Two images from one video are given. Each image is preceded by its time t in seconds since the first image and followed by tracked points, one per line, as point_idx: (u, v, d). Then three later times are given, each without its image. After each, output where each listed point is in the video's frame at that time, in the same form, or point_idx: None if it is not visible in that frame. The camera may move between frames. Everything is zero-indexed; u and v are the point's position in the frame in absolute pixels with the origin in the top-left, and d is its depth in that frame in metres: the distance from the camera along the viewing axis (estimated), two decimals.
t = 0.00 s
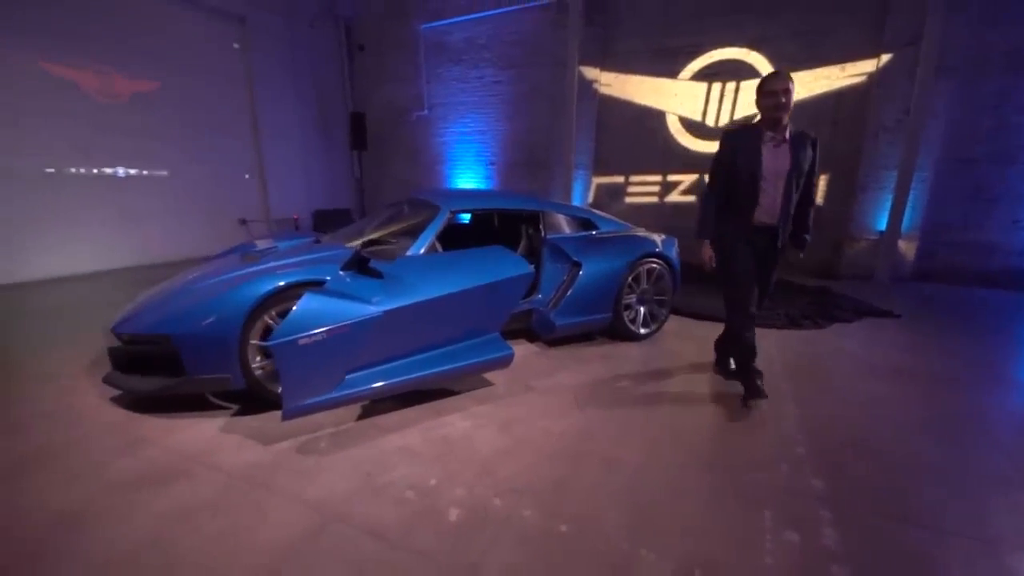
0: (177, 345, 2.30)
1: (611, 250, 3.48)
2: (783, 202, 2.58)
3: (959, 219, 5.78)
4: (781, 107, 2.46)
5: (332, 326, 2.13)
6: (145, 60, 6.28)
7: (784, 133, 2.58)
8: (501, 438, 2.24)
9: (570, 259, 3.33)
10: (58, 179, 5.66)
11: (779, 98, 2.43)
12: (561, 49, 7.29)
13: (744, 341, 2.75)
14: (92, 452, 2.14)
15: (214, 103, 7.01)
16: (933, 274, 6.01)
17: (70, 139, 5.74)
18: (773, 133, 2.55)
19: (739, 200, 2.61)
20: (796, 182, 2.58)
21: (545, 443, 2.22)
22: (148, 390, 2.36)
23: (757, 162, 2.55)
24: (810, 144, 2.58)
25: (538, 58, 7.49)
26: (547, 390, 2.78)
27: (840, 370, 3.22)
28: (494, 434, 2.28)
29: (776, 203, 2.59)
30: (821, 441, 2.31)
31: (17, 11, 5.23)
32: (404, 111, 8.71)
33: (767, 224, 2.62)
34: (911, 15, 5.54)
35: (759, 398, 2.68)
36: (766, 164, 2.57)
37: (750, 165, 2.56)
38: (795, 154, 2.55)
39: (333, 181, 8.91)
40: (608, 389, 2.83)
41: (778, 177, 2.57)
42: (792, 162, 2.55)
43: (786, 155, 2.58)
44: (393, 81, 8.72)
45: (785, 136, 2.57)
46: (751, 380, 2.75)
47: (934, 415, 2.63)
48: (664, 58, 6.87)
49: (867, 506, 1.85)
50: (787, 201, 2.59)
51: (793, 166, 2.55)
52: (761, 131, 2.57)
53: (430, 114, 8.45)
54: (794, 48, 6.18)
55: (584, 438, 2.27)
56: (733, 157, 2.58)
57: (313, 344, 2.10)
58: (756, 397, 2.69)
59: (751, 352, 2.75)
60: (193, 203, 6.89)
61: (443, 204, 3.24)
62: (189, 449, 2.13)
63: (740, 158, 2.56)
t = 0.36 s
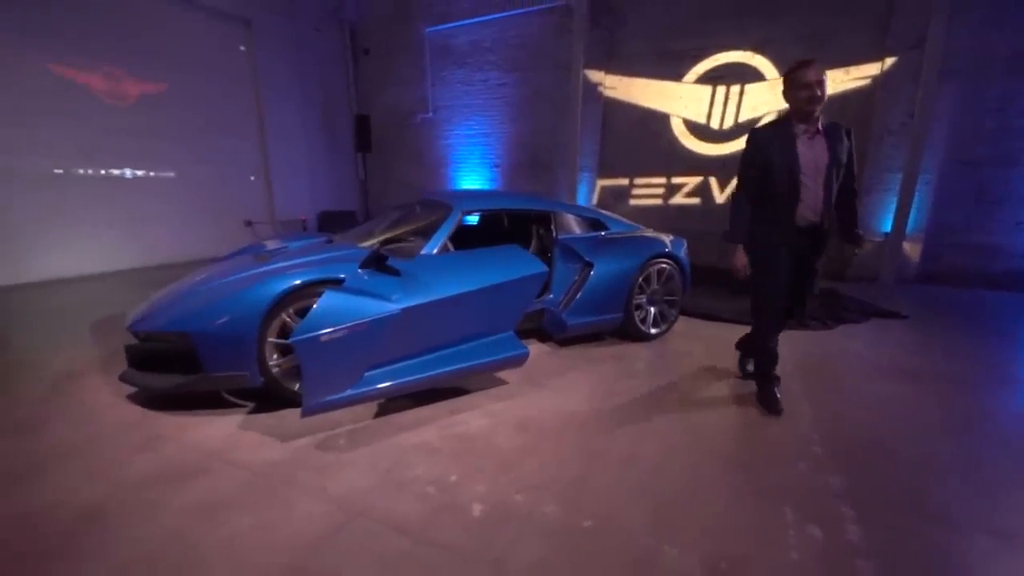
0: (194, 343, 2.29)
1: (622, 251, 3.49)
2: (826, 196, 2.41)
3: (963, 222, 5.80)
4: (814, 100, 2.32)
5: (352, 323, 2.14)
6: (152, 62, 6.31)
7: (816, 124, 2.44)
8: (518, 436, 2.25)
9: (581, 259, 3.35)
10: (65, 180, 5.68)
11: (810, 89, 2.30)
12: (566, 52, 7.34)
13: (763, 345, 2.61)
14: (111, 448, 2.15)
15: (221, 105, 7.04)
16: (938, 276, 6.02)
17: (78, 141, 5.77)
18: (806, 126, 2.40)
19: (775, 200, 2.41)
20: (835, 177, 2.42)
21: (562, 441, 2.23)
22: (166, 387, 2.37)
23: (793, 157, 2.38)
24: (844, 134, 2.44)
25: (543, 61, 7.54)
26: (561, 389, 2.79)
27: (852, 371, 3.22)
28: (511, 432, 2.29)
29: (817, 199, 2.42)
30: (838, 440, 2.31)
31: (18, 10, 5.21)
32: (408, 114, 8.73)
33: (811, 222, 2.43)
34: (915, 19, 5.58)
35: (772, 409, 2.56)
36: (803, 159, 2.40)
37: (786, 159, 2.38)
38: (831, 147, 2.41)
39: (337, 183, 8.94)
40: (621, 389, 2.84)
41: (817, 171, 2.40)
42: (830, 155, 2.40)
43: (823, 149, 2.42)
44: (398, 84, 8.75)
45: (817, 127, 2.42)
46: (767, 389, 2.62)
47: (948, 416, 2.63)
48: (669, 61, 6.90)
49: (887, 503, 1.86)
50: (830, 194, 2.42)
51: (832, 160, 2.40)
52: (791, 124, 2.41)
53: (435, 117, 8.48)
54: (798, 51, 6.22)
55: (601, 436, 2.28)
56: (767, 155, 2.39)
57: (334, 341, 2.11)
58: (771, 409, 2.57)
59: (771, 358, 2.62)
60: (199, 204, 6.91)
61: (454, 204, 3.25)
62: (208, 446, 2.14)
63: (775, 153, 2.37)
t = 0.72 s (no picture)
0: (203, 337, 2.23)
1: (630, 245, 3.46)
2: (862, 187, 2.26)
3: (963, 219, 5.84)
4: (844, 84, 2.22)
5: (367, 315, 2.10)
6: (149, 58, 6.23)
7: (862, 110, 2.30)
8: (536, 430, 2.22)
9: (590, 254, 3.32)
10: (60, 177, 5.58)
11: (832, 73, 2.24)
12: (566, 50, 7.36)
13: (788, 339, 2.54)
14: (118, 444, 2.09)
15: (219, 102, 6.97)
16: (939, 274, 6.05)
17: (73, 137, 5.67)
18: (840, 112, 2.30)
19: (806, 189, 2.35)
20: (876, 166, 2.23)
21: (581, 435, 2.19)
22: (173, 381, 2.31)
23: (827, 144, 2.30)
24: (899, 119, 2.23)
25: (543, 59, 7.54)
26: (574, 384, 2.76)
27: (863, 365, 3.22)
28: (528, 426, 2.25)
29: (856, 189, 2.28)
30: (857, 431, 2.30)
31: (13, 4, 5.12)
32: (407, 112, 8.69)
33: (843, 214, 2.30)
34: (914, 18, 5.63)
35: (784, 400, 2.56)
36: (838, 146, 2.30)
37: (818, 146, 2.31)
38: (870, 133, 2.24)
39: (335, 182, 8.87)
40: (634, 383, 2.81)
41: (854, 160, 2.28)
42: (869, 142, 2.23)
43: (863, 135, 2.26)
44: (397, 83, 8.72)
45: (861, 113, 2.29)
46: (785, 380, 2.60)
47: (963, 408, 2.62)
48: (669, 60, 6.92)
49: (913, 492, 1.84)
50: (869, 185, 2.25)
51: (869, 147, 2.24)
52: (827, 110, 2.32)
53: (434, 115, 8.45)
54: (798, 50, 6.26)
55: (619, 430, 2.25)
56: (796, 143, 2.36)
57: (349, 333, 2.07)
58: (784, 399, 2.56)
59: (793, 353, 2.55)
60: (196, 202, 6.82)
61: (463, 198, 3.21)
62: (219, 442, 2.08)
63: (804, 140, 2.32)
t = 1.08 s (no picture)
0: (205, 330, 2.12)
1: (642, 239, 3.38)
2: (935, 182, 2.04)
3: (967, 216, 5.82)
4: (924, 68, 2.00)
5: (382, 307, 2.01)
6: (143, 50, 6.08)
7: (951, 94, 2.03)
8: (556, 426, 2.12)
9: (602, 248, 3.24)
10: (51, 171, 5.43)
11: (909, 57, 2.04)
12: (568, 46, 7.28)
13: (826, 336, 2.46)
14: (116, 444, 1.97)
15: (215, 96, 6.83)
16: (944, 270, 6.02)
17: (64, 130, 5.52)
18: (921, 99, 2.08)
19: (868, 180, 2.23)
20: (956, 159, 2.00)
21: (603, 432, 2.10)
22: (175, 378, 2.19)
23: (896, 132, 2.13)
24: (996, 103, 1.94)
25: (544, 55, 7.46)
26: (590, 380, 2.67)
27: (881, 360, 3.15)
28: (548, 423, 2.16)
29: (927, 182, 2.06)
30: (887, 426, 2.22)
31: None
32: (406, 108, 8.58)
33: (912, 210, 2.09)
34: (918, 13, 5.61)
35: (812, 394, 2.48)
36: (913, 137, 2.08)
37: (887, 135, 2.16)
38: (952, 122, 2.00)
39: (333, 179, 8.73)
40: (651, 380, 2.73)
41: (930, 151, 2.05)
42: (949, 132, 1.99)
43: (943, 125, 2.03)
44: (395, 79, 8.60)
45: (947, 100, 2.03)
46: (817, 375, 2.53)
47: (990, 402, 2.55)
48: (671, 56, 6.86)
49: (954, 488, 1.77)
50: (943, 180, 2.02)
51: (950, 138, 1.99)
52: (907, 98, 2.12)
53: (433, 111, 8.34)
54: (802, 46, 6.22)
55: (642, 427, 2.16)
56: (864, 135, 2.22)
57: (363, 325, 1.98)
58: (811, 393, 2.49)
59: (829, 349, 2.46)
60: (191, 198, 6.67)
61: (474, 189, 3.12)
62: (224, 441, 1.97)
63: (868, 128, 2.20)
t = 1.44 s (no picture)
0: (223, 326, 1.96)
1: (668, 233, 3.26)
2: None
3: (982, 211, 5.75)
4: None
5: (418, 301, 1.87)
6: (141, 40, 5.89)
7: None
8: (598, 429, 1.99)
9: (629, 242, 3.09)
10: (47, 164, 5.23)
11: None
12: (576, 40, 7.15)
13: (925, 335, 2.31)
14: (128, 449, 1.82)
15: (215, 89, 6.65)
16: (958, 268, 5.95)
17: (60, 121, 5.31)
18: None
19: (983, 166, 2.05)
20: None
21: (649, 436, 1.97)
22: (188, 379, 2.04)
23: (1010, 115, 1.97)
24: None
25: (551, 49, 7.33)
26: (622, 379, 2.54)
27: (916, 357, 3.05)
28: (589, 426, 2.03)
29: None
30: (943, 427, 2.11)
31: None
32: (408, 103, 8.42)
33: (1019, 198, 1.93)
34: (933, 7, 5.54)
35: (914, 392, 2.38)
36: None
37: (1008, 115, 1.97)
38: None
39: (333, 175, 8.55)
40: (686, 379, 2.61)
41: None
42: None
43: None
44: (397, 73, 8.44)
45: None
46: (928, 376, 2.37)
47: None
48: (682, 50, 6.75)
49: None
50: None
51: None
52: None
53: (437, 106, 8.18)
54: (815, 40, 6.12)
55: (689, 430, 2.03)
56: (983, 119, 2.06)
57: (398, 321, 1.84)
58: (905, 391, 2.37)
59: (935, 352, 2.30)
60: (190, 194, 6.49)
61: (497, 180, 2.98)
62: (245, 446, 1.83)
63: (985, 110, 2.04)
